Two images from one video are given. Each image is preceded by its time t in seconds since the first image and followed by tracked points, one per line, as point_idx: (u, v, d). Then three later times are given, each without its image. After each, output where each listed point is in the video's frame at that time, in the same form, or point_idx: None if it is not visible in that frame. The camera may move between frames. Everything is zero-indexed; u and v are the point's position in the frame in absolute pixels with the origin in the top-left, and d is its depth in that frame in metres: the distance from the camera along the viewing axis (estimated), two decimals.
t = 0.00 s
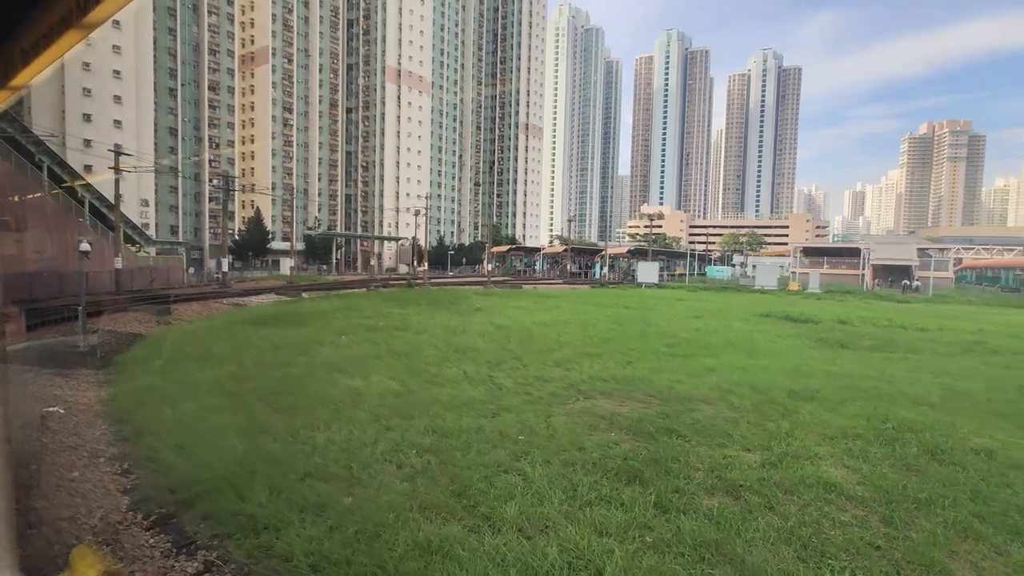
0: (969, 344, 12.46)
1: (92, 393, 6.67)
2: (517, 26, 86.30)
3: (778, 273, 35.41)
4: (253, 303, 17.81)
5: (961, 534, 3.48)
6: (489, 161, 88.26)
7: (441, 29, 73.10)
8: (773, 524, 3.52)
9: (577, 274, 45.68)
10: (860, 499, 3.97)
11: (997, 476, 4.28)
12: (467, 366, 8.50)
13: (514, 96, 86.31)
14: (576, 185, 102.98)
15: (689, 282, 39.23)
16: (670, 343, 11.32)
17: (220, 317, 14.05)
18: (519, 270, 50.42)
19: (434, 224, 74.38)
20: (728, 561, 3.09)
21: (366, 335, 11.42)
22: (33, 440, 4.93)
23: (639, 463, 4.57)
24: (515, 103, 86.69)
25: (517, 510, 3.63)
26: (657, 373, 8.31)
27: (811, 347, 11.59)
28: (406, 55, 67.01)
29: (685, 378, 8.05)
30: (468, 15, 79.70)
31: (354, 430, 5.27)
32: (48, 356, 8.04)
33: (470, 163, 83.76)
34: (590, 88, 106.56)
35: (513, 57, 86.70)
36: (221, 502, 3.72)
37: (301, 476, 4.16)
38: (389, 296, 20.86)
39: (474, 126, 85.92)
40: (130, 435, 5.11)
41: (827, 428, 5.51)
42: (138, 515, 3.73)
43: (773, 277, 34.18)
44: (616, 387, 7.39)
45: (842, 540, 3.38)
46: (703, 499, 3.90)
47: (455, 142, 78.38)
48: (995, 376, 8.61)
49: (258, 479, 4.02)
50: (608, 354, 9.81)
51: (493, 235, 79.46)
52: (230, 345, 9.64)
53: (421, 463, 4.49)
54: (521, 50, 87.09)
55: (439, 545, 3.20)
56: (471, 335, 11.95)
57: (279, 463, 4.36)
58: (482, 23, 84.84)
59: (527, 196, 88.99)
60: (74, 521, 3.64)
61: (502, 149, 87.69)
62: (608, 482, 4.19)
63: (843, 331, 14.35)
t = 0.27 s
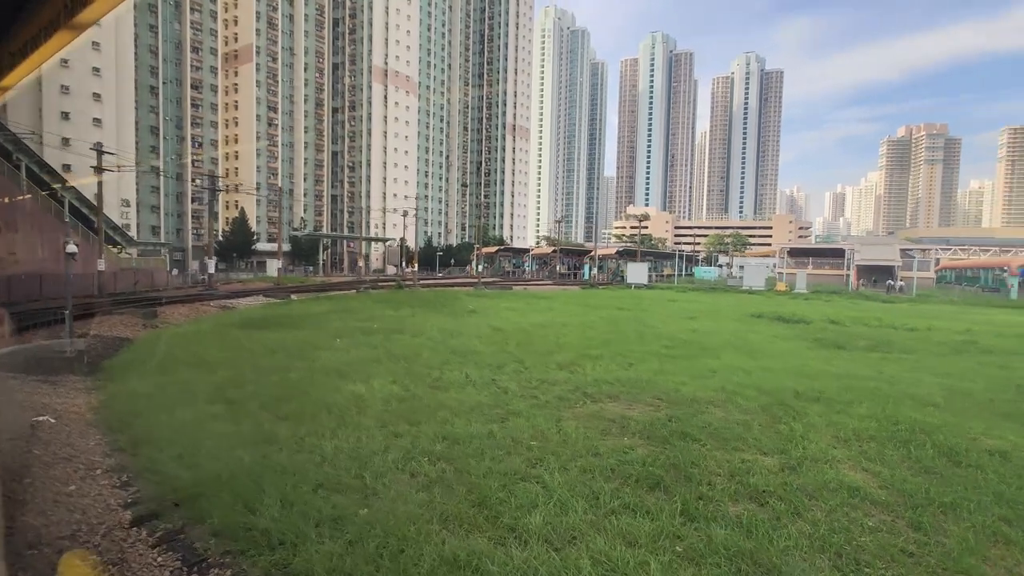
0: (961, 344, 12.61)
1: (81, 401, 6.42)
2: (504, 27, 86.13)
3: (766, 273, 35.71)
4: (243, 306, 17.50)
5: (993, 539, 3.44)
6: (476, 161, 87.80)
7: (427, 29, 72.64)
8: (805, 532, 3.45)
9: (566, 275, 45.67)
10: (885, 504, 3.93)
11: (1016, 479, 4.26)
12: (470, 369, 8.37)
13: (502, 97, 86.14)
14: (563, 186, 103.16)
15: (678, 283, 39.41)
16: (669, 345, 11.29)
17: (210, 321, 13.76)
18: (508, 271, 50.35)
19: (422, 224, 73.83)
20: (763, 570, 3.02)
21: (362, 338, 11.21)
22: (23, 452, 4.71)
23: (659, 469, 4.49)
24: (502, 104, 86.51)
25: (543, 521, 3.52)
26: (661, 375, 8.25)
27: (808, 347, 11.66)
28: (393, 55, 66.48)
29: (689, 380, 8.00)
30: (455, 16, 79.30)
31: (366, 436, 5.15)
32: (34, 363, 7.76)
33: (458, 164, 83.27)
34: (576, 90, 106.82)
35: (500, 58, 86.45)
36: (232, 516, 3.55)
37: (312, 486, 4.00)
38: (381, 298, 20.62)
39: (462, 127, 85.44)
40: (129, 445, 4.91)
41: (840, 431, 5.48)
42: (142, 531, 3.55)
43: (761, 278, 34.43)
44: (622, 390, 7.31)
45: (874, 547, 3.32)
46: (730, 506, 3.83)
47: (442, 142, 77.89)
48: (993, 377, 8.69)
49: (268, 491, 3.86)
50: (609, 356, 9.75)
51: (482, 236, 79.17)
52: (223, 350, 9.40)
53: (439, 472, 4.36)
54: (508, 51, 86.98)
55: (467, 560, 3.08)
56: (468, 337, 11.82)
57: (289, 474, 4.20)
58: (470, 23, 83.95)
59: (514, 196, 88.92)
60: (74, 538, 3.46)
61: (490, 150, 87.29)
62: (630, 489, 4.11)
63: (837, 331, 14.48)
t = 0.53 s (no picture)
0: (939, 344, 12.97)
1: (58, 412, 6.08)
2: (481, 28, 85.95)
3: (743, 274, 36.34)
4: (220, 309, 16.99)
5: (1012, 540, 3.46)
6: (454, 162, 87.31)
7: (404, 29, 72.01)
8: (829, 537, 3.43)
9: (546, 276, 45.72)
10: (902, 506, 3.93)
11: None
12: (466, 373, 8.22)
13: (479, 98, 85.90)
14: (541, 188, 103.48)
15: (657, 283, 39.83)
16: (660, 346, 11.33)
17: (188, 325, 13.30)
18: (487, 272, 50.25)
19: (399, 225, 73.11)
20: None
21: (350, 343, 10.95)
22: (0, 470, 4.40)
23: (674, 474, 4.42)
24: (480, 104, 86.34)
25: (568, 532, 3.40)
26: (659, 378, 8.23)
27: (794, 348, 11.84)
28: (369, 54, 65.71)
29: (686, 382, 8.01)
30: (432, 15, 78.73)
31: (369, 446, 4.97)
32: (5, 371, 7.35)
33: (436, 164, 82.69)
34: (552, 92, 107.19)
35: (478, 58, 86.09)
36: (238, 536, 3.35)
37: (321, 500, 3.81)
38: (363, 301, 20.26)
39: (439, 127, 84.85)
40: (117, 459, 4.64)
41: (844, 432, 5.51)
42: (139, 553, 3.32)
43: (738, 278, 35.01)
44: (622, 393, 7.26)
45: (901, 552, 3.30)
46: (751, 511, 3.78)
47: (419, 143, 77.29)
48: (976, 376, 8.93)
49: (275, 506, 3.66)
50: (603, 359, 9.72)
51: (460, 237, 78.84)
52: (207, 356, 9.05)
53: (451, 482, 4.21)
54: (485, 52, 86.85)
55: None
56: (459, 340, 11.66)
57: (293, 487, 4.00)
58: (447, 23, 83.20)
59: (492, 197, 88.89)
60: (64, 562, 3.22)
61: (467, 150, 86.93)
62: (648, 496, 4.03)
63: (819, 331, 14.77)
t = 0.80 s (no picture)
0: (914, 343, 13.36)
1: (29, 424, 5.67)
2: (456, 28, 85.30)
3: (717, 274, 36.95)
4: (193, 312, 16.34)
5: None
6: (428, 162, 86.33)
7: (377, 27, 70.81)
8: (859, 541, 3.40)
9: (523, 277, 45.68)
10: (920, 506, 3.95)
11: None
12: (460, 377, 8.04)
13: (454, 98, 85.25)
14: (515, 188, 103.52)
15: (634, 283, 40.16)
16: (649, 347, 11.38)
17: (161, 329, 12.74)
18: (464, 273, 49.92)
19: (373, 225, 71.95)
20: None
21: (335, 346, 10.62)
22: None
23: (693, 479, 4.35)
24: (454, 104, 85.65)
25: (600, 545, 3.29)
26: (654, 379, 8.24)
27: (778, 348, 12.02)
28: (343, 51, 64.28)
29: (683, 383, 8.01)
30: (406, 14, 77.53)
31: (373, 456, 4.76)
32: None
33: (410, 164, 81.66)
34: (526, 93, 107.18)
35: (452, 58, 85.33)
36: (249, 559, 3.11)
37: (333, 516, 3.59)
38: (342, 303, 19.80)
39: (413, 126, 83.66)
40: (102, 475, 4.31)
41: (849, 432, 5.54)
42: None
43: (713, 279, 35.58)
44: (622, 395, 7.21)
45: (931, 555, 3.30)
46: (776, 516, 3.73)
47: (393, 142, 76.17)
48: (958, 375, 9.18)
49: (281, 524, 3.45)
50: (595, 360, 9.70)
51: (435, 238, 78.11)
52: (186, 362, 8.64)
53: (466, 494, 4.04)
54: (460, 52, 86.15)
55: None
56: (447, 342, 11.48)
57: (303, 503, 3.76)
58: (421, 22, 82.01)
59: (467, 198, 88.48)
60: None
61: (441, 151, 86.19)
62: (670, 502, 3.94)
63: (797, 330, 15.14)
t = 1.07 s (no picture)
0: (890, 340, 13.75)
1: None
2: (428, 25, 84.42)
3: (691, 274, 37.52)
4: (163, 314, 15.63)
5: None
6: (401, 161, 85.11)
7: (348, 23, 69.44)
8: (890, 543, 3.39)
9: (499, 276, 45.53)
10: (939, 504, 3.98)
11: None
12: (457, 381, 7.85)
13: (426, 96, 84.42)
14: (488, 187, 103.30)
15: (610, 283, 40.49)
16: (639, 347, 11.40)
17: (132, 333, 12.15)
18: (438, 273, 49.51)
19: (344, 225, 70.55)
20: None
21: (320, 349, 10.28)
22: None
23: (713, 482, 4.30)
24: (427, 102, 84.74)
25: (638, 555, 3.19)
26: (652, 380, 8.23)
27: (763, 347, 12.20)
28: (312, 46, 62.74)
29: (680, 384, 8.00)
30: (377, 10, 76.22)
31: (384, 465, 4.56)
32: None
33: (382, 163, 80.38)
34: (498, 92, 106.95)
35: (425, 56, 84.41)
36: None
37: (354, 533, 3.40)
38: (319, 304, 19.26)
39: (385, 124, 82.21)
40: (93, 493, 4.01)
41: (854, 431, 5.60)
42: None
43: (688, 278, 36.11)
44: (623, 397, 7.16)
45: (961, 553, 3.32)
46: (804, 519, 3.71)
47: (365, 140, 74.87)
48: (939, 373, 9.45)
49: (298, 543, 3.23)
50: (589, 360, 9.65)
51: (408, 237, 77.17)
52: (165, 368, 8.21)
53: (488, 503, 3.89)
54: (432, 50, 85.37)
55: None
56: (436, 344, 11.26)
57: (320, 518, 3.56)
58: (393, 18, 80.69)
59: (440, 197, 87.85)
60: None
61: (414, 149, 85.11)
62: (698, 506, 3.87)
63: (778, 328, 15.44)
